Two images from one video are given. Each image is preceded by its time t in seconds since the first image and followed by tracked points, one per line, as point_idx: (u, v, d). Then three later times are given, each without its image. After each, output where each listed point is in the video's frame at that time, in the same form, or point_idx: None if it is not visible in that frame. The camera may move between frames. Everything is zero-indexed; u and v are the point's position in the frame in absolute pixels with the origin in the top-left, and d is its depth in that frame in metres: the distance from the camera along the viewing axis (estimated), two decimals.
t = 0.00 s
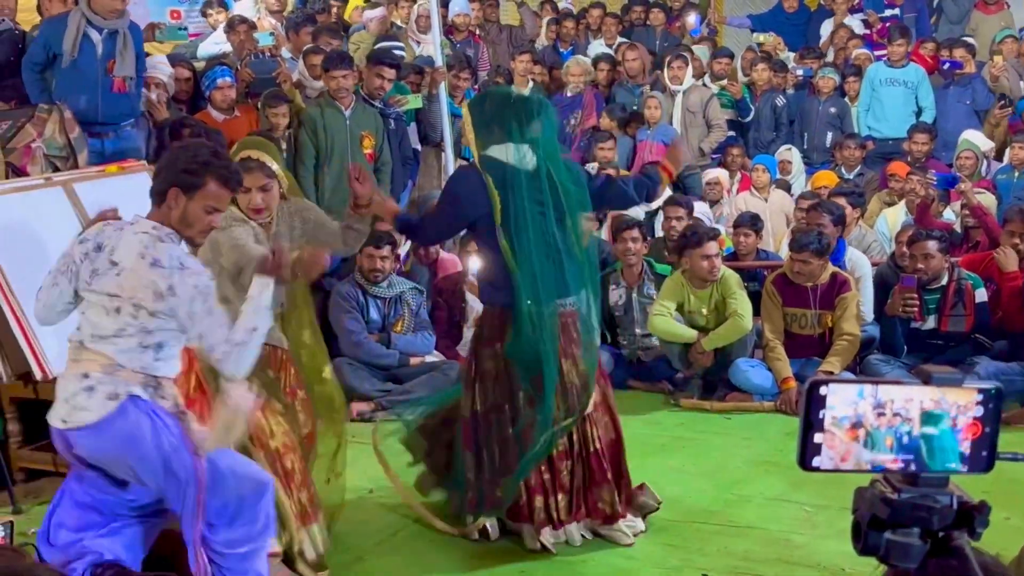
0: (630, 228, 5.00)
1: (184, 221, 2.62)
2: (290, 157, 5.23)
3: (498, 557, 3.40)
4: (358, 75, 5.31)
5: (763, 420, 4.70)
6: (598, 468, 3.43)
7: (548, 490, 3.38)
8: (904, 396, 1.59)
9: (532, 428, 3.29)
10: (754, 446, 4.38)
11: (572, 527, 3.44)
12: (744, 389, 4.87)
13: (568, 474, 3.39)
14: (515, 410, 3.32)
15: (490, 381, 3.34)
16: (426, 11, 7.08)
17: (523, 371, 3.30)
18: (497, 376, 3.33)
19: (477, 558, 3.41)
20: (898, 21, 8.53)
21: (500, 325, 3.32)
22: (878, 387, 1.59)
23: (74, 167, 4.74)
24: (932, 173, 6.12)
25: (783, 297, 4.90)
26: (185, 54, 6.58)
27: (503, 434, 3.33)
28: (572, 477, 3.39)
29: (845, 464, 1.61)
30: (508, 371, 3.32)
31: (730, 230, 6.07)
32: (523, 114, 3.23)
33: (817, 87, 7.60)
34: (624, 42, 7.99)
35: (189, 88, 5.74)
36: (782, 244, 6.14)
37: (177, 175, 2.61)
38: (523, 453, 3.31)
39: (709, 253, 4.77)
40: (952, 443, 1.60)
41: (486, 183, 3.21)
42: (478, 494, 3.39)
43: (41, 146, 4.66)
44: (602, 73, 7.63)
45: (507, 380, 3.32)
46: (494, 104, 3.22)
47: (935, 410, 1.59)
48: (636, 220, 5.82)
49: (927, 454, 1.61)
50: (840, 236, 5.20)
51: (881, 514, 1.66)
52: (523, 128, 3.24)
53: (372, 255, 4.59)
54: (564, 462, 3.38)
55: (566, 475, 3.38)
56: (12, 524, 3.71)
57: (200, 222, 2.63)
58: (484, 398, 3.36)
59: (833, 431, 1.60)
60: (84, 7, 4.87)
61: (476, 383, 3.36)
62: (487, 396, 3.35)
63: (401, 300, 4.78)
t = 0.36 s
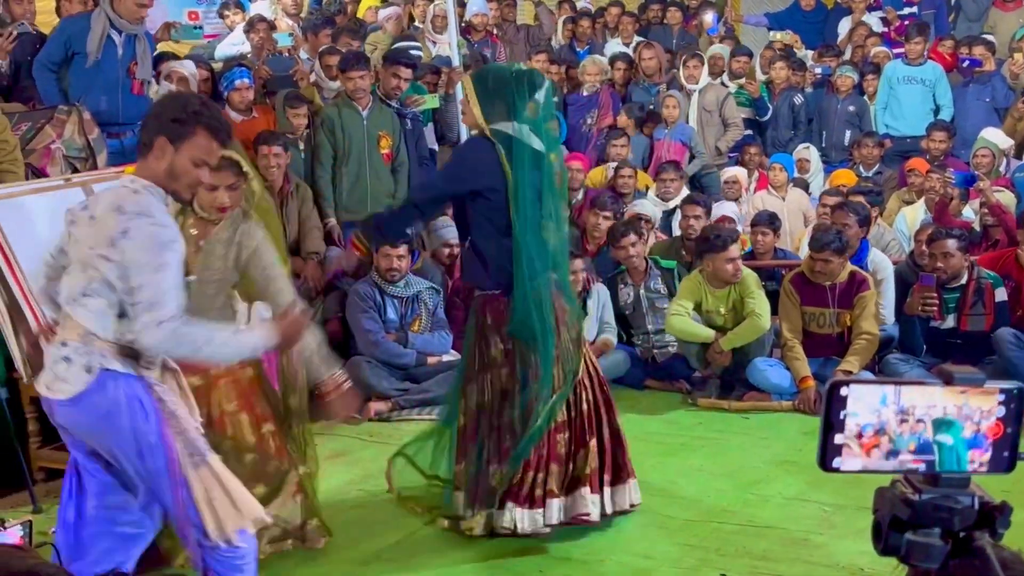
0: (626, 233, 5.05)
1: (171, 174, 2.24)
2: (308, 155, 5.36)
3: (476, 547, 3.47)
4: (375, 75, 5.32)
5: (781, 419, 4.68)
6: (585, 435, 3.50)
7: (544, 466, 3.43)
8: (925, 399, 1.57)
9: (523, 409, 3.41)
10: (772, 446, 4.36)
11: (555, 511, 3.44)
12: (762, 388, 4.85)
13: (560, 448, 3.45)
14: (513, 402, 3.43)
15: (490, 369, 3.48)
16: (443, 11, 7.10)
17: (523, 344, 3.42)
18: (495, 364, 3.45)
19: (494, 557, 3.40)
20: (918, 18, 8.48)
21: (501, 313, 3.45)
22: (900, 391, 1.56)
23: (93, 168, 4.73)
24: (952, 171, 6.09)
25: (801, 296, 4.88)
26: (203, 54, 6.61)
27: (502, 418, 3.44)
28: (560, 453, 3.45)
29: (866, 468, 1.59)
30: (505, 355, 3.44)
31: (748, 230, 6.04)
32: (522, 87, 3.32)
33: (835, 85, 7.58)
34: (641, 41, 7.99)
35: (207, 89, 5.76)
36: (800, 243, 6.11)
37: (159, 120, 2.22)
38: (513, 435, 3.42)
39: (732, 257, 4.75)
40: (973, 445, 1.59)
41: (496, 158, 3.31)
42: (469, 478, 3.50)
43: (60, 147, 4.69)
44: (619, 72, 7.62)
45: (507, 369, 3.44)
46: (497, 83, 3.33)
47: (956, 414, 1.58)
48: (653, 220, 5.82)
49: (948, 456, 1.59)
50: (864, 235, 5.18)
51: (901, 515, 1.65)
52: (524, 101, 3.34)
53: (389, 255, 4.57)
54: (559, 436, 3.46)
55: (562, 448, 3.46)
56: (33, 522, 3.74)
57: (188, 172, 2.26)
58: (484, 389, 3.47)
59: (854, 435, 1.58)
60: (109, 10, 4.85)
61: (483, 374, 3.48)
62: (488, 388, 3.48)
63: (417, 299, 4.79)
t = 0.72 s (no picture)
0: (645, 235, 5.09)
1: (99, 144, 2.34)
2: (325, 153, 5.37)
3: (470, 537, 3.52)
4: (393, 74, 5.34)
5: (801, 417, 4.66)
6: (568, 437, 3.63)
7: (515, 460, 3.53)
8: (951, 396, 1.55)
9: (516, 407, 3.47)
10: (792, 444, 4.34)
11: (544, 502, 3.55)
12: (783, 386, 4.82)
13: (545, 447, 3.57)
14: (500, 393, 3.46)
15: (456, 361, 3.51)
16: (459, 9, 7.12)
17: (518, 340, 3.48)
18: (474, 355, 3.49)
19: (513, 556, 3.38)
20: (937, 14, 8.44)
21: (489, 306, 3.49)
22: (926, 387, 1.54)
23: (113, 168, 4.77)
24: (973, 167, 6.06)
25: (820, 295, 4.87)
26: (222, 54, 6.64)
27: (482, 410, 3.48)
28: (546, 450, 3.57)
29: (886, 464, 1.57)
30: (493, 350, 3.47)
31: (767, 227, 6.02)
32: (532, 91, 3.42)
33: (855, 81, 7.56)
34: (659, 38, 7.98)
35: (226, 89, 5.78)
36: (819, 240, 6.08)
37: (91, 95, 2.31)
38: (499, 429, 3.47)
39: (753, 259, 4.77)
40: (998, 442, 1.58)
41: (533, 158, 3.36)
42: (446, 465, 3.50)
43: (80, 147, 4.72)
44: (637, 69, 7.61)
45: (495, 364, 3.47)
46: (511, 86, 3.38)
47: (979, 411, 1.56)
48: (672, 217, 5.80)
49: (968, 453, 1.58)
50: (891, 234, 5.17)
51: (925, 513, 1.64)
52: (532, 106, 3.43)
53: (405, 251, 4.62)
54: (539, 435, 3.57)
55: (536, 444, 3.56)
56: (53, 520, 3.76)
57: (115, 145, 2.34)
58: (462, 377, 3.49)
59: (878, 430, 1.56)
60: (126, 9, 4.86)
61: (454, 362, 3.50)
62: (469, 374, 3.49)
63: (436, 296, 4.79)
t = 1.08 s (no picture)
0: (668, 233, 5.10)
1: (113, 144, 2.23)
2: (338, 153, 5.37)
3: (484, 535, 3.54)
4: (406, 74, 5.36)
5: (816, 416, 4.64)
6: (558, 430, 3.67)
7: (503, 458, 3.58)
8: (970, 396, 1.55)
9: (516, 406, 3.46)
10: (806, 443, 4.33)
11: (523, 497, 3.63)
12: (797, 385, 4.81)
13: (535, 444, 3.60)
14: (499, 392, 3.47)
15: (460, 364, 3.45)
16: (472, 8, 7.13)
17: (518, 339, 3.47)
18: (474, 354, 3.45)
19: (527, 554, 3.38)
20: (952, 11, 8.41)
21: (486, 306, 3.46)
22: (946, 387, 1.54)
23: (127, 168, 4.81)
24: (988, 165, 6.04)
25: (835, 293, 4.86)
26: (236, 54, 6.66)
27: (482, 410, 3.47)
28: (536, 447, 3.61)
29: (904, 464, 1.57)
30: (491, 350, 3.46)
31: (781, 225, 6.02)
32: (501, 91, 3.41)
33: (869, 79, 7.53)
34: (672, 36, 7.97)
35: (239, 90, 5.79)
36: (834, 238, 6.07)
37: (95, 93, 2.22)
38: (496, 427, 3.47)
39: (769, 258, 4.77)
40: (1018, 442, 1.57)
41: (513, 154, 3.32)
42: (436, 465, 3.47)
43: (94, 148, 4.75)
44: (650, 67, 7.60)
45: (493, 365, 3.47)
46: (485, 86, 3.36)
47: (999, 411, 1.55)
48: (685, 216, 5.79)
49: (986, 454, 1.57)
50: (906, 232, 5.16)
51: (939, 512, 1.62)
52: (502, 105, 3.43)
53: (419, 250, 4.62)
54: (531, 430, 3.60)
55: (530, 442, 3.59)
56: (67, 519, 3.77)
57: (130, 143, 2.24)
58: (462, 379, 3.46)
59: (895, 429, 1.55)
60: (138, 11, 4.89)
61: (452, 364, 3.45)
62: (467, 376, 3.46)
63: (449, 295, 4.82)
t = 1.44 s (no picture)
0: (691, 233, 5.06)
1: (305, 177, 2.21)
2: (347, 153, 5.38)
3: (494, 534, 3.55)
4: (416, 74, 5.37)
5: (826, 416, 4.63)
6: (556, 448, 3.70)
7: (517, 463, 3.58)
8: (979, 395, 1.54)
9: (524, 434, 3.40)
10: (816, 442, 4.33)
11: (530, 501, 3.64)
12: (807, 385, 4.80)
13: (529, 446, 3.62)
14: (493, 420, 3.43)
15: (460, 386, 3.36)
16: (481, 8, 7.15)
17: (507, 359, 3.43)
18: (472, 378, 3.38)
19: (538, 554, 3.38)
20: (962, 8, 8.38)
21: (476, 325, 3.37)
22: (956, 387, 1.53)
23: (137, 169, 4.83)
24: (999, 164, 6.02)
25: (846, 292, 4.84)
26: (246, 54, 6.68)
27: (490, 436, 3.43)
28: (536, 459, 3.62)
29: (913, 465, 1.56)
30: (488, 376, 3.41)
31: (791, 225, 6.01)
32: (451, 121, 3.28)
33: (879, 78, 7.51)
34: (682, 35, 7.97)
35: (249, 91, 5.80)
36: (844, 237, 6.05)
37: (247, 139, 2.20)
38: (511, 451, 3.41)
39: (777, 259, 4.75)
40: None
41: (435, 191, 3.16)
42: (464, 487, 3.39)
43: (105, 148, 4.78)
44: (659, 67, 7.60)
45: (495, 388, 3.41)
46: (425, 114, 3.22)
47: (1010, 411, 1.55)
48: (695, 215, 5.78)
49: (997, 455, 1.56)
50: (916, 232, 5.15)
51: (948, 513, 1.60)
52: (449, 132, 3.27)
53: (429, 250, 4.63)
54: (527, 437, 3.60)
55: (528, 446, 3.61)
56: (81, 518, 3.78)
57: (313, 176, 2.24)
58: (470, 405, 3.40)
59: (906, 429, 1.55)
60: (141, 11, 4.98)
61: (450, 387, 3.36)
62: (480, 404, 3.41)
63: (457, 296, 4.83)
